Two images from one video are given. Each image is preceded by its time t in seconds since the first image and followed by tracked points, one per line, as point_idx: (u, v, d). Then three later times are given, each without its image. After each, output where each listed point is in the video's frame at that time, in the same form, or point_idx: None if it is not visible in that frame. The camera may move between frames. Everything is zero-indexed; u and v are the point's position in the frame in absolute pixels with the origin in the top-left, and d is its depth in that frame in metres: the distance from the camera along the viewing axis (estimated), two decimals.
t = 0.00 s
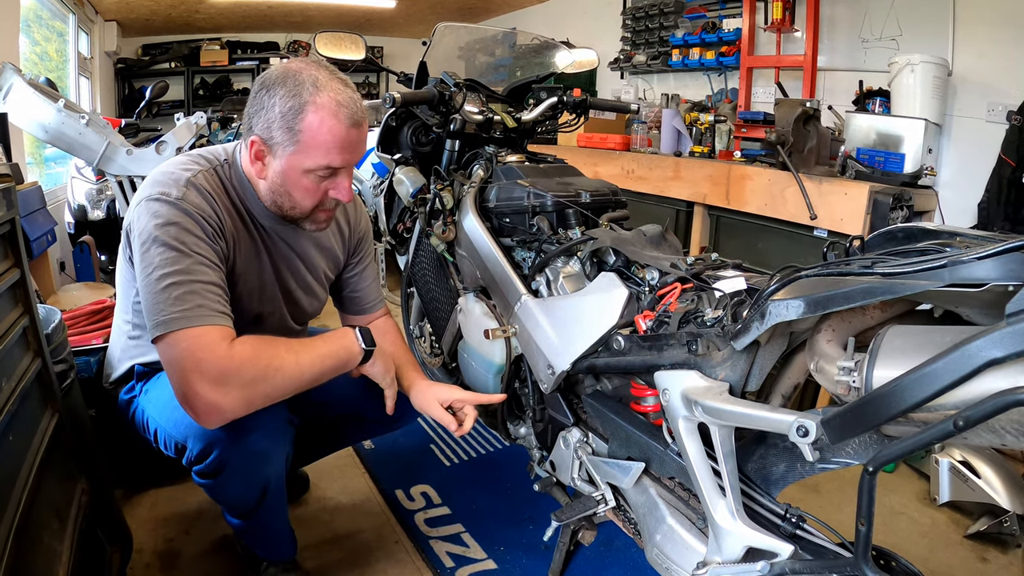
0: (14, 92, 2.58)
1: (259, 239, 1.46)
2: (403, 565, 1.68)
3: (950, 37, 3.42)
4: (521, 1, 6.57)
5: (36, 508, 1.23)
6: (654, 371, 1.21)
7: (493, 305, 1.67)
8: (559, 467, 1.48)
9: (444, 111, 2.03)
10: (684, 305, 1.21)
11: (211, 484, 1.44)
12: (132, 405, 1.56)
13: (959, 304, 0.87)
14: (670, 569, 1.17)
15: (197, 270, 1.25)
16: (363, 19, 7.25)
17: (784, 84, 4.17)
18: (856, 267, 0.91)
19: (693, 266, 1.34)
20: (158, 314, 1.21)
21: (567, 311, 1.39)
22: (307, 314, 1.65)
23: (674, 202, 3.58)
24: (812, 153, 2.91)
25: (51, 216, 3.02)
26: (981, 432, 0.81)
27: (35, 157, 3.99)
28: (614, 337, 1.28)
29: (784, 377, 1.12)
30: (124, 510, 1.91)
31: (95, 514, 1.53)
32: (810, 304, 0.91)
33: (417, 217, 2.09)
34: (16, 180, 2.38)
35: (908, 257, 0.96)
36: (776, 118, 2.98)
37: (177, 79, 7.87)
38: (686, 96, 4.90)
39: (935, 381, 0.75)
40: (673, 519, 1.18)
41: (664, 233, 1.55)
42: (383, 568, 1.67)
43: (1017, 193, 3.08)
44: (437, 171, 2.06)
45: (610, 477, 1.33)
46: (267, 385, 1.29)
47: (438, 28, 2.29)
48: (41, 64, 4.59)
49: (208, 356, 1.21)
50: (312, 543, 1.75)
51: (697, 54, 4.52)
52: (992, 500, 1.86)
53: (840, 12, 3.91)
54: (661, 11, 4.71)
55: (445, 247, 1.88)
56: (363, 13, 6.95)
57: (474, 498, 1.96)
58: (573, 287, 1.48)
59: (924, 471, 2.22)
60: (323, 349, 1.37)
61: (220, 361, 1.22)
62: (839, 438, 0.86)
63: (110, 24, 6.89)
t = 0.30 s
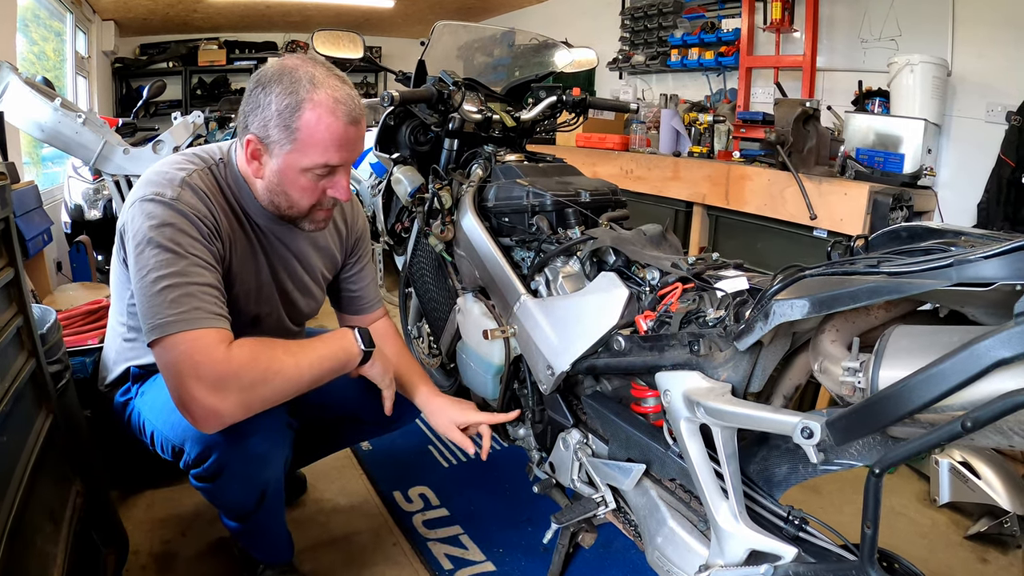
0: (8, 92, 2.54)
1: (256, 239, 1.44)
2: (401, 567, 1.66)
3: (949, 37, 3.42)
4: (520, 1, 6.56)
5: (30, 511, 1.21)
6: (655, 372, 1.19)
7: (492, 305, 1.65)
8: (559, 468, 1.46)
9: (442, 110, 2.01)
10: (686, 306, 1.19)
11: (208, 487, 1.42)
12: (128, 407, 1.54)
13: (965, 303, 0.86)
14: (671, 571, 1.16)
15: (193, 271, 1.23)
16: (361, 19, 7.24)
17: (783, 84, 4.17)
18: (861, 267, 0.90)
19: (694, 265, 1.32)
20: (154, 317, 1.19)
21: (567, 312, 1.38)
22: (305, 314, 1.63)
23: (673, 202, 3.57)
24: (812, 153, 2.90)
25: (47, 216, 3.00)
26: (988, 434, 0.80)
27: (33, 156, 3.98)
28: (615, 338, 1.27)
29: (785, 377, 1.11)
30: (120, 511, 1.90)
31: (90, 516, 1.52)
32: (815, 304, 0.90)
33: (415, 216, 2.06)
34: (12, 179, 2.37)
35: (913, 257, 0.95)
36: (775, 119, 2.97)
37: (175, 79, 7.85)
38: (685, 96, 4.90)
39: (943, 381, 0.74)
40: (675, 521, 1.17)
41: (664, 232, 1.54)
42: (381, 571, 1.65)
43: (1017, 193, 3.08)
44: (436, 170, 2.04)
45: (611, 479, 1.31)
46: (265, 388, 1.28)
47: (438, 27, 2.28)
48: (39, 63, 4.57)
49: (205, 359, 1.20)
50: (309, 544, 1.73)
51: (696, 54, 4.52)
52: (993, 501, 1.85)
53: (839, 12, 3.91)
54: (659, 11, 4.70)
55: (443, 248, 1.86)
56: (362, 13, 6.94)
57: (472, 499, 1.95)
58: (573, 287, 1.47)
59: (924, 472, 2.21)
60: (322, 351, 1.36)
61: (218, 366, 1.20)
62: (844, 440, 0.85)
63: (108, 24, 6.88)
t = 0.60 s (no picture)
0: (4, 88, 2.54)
1: (249, 238, 1.42)
2: (399, 571, 1.64)
3: (949, 36, 3.40)
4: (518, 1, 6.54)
5: (21, 515, 1.19)
6: (658, 373, 1.17)
7: (491, 305, 1.62)
8: (559, 471, 1.43)
9: (440, 108, 1.98)
10: (688, 305, 1.17)
11: (202, 490, 1.39)
12: (121, 409, 1.52)
13: (976, 302, 0.84)
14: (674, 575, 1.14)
15: (184, 270, 1.21)
16: (358, 19, 7.22)
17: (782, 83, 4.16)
18: (872, 265, 0.88)
19: (699, 263, 1.29)
20: (144, 317, 1.17)
21: (567, 311, 1.35)
22: (300, 315, 1.61)
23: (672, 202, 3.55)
24: (812, 152, 2.86)
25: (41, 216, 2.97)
26: (1003, 435, 0.78)
27: (28, 156, 3.94)
28: (616, 338, 1.25)
29: (789, 378, 1.08)
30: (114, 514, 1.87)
31: (83, 520, 1.49)
32: (824, 303, 0.87)
33: (412, 216, 2.02)
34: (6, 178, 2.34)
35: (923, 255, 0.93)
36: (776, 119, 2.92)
37: (172, 79, 7.81)
38: (684, 96, 4.88)
39: (958, 381, 0.72)
40: (678, 524, 1.15)
41: (666, 231, 1.51)
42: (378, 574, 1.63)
43: (1017, 193, 3.07)
44: (433, 169, 1.99)
45: (613, 482, 1.29)
46: (260, 390, 1.25)
47: (436, 24, 2.21)
48: (35, 63, 4.53)
49: (197, 360, 1.17)
50: (305, 548, 1.71)
51: (695, 54, 4.50)
52: (995, 501, 1.82)
53: (838, 11, 3.89)
54: (658, 11, 4.69)
55: (441, 247, 1.82)
56: (359, 13, 6.92)
57: (471, 502, 1.93)
58: (573, 286, 1.44)
59: (926, 472, 2.19)
60: (319, 352, 1.33)
61: (211, 367, 1.18)
62: (856, 441, 0.82)
63: (104, 24, 6.84)
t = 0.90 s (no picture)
0: None
1: (241, 236, 1.39)
2: None
3: (948, 36, 3.39)
4: (515, 1, 6.51)
5: (9, 523, 1.15)
6: (663, 377, 1.14)
7: (490, 308, 1.58)
8: (560, 476, 1.40)
9: (438, 106, 1.96)
10: (694, 308, 1.15)
11: (194, 496, 1.36)
12: (113, 413, 1.48)
13: (992, 305, 0.82)
14: None
15: (176, 269, 1.17)
16: (354, 19, 7.18)
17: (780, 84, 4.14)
18: (888, 267, 0.85)
19: (703, 265, 1.27)
20: (135, 316, 1.13)
21: (568, 313, 1.32)
22: (294, 315, 1.57)
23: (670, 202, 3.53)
24: (812, 152, 2.86)
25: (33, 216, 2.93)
26: None
27: (21, 157, 3.90)
28: (619, 341, 1.21)
29: (796, 381, 1.05)
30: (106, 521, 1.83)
31: (73, 528, 1.45)
32: (840, 306, 0.84)
33: (409, 217, 1.98)
34: None
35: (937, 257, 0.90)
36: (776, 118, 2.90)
37: (166, 79, 7.75)
38: (681, 96, 4.86)
39: (980, 388, 0.69)
40: (684, 531, 1.12)
41: (668, 232, 1.48)
42: None
43: (1017, 193, 3.06)
44: (431, 169, 1.98)
45: (616, 489, 1.26)
46: (254, 392, 1.22)
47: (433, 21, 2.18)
48: (28, 62, 4.48)
49: (190, 361, 1.14)
50: (301, 555, 1.67)
51: (693, 54, 4.48)
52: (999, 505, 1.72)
53: (837, 11, 3.88)
54: (655, 11, 4.67)
55: (439, 248, 1.78)
56: (355, 13, 6.88)
57: (469, 507, 1.90)
58: (574, 288, 1.41)
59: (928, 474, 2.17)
60: (314, 354, 1.30)
61: (204, 368, 1.14)
62: (872, 449, 0.80)
63: (98, 23, 6.78)
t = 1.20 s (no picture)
0: None
1: (229, 235, 1.35)
2: None
3: (943, 38, 3.38)
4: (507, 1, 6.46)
5: None
6: (670, 386, 1.09)
7: (487, 314, 1.51)
8: (560, 487, 1.34)
9: (432, 105, 1.90)
10: (703, 314, 1.10)
11: (180, 506, 1.30)
12: (96, 421, 1.42)
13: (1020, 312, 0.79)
14: None
15: (164, 267, 1.12)
16: (344, 19, 7.11)
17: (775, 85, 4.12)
18: (916, 273, 0.81)
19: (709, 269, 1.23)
20: (120, 317, 1.07)
21: (569, 319, 1.28)
22: (282, 319, 1.52)
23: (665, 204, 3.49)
24: (809, 154, 2.82)
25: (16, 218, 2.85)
26: None
27: (6, 158, 3.81)
28: (623, 349, 1.17)
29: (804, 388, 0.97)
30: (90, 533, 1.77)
31: (54, 543, 1.39)
32: (866, 315, 0.80)
33: (402, 219, 1.92)
34: None
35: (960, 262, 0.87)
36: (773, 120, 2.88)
37: (155, 79, 7.65)
38: (674, 98, 4.83)
39: (1018, 400, 0.65)
40: (692, 545, 1.07)
41: (671, 235, 1.44)
42: None
43: (1013, 196, 3.06)
44: (424, 169, 1.94)
45: (620, 502, 1.21)
46: (244, 396, 1.16)
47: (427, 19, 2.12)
48: (14, 62, 4.40)
49: (177, 363, 1.08)
50: (291, 568, 1.62)
51: (686, 55, 4.44)
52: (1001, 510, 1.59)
53: (831, 13, 3.86)
54: (649, 12, 4.64)
55: (432, 252, 1.71)
56: (346, 13, 6.81)
57: (464, 516, 1.84)
58: (575, 293, 1.36)
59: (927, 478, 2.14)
60: (304, 357, 1.25)
61: (191, 370, 1.09)
62: (900, 464, 0.76)
63: (86, 22, 6.69)
